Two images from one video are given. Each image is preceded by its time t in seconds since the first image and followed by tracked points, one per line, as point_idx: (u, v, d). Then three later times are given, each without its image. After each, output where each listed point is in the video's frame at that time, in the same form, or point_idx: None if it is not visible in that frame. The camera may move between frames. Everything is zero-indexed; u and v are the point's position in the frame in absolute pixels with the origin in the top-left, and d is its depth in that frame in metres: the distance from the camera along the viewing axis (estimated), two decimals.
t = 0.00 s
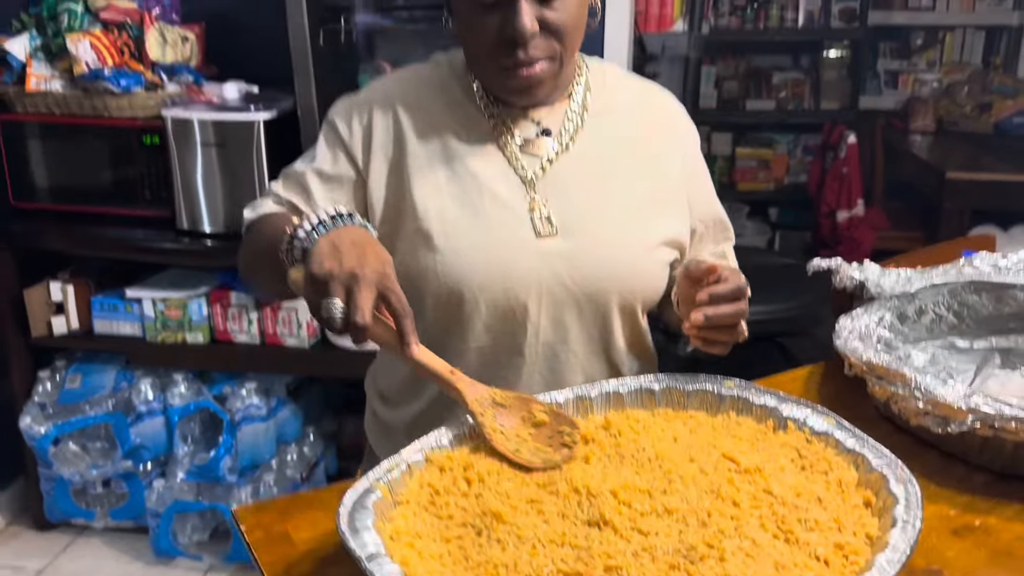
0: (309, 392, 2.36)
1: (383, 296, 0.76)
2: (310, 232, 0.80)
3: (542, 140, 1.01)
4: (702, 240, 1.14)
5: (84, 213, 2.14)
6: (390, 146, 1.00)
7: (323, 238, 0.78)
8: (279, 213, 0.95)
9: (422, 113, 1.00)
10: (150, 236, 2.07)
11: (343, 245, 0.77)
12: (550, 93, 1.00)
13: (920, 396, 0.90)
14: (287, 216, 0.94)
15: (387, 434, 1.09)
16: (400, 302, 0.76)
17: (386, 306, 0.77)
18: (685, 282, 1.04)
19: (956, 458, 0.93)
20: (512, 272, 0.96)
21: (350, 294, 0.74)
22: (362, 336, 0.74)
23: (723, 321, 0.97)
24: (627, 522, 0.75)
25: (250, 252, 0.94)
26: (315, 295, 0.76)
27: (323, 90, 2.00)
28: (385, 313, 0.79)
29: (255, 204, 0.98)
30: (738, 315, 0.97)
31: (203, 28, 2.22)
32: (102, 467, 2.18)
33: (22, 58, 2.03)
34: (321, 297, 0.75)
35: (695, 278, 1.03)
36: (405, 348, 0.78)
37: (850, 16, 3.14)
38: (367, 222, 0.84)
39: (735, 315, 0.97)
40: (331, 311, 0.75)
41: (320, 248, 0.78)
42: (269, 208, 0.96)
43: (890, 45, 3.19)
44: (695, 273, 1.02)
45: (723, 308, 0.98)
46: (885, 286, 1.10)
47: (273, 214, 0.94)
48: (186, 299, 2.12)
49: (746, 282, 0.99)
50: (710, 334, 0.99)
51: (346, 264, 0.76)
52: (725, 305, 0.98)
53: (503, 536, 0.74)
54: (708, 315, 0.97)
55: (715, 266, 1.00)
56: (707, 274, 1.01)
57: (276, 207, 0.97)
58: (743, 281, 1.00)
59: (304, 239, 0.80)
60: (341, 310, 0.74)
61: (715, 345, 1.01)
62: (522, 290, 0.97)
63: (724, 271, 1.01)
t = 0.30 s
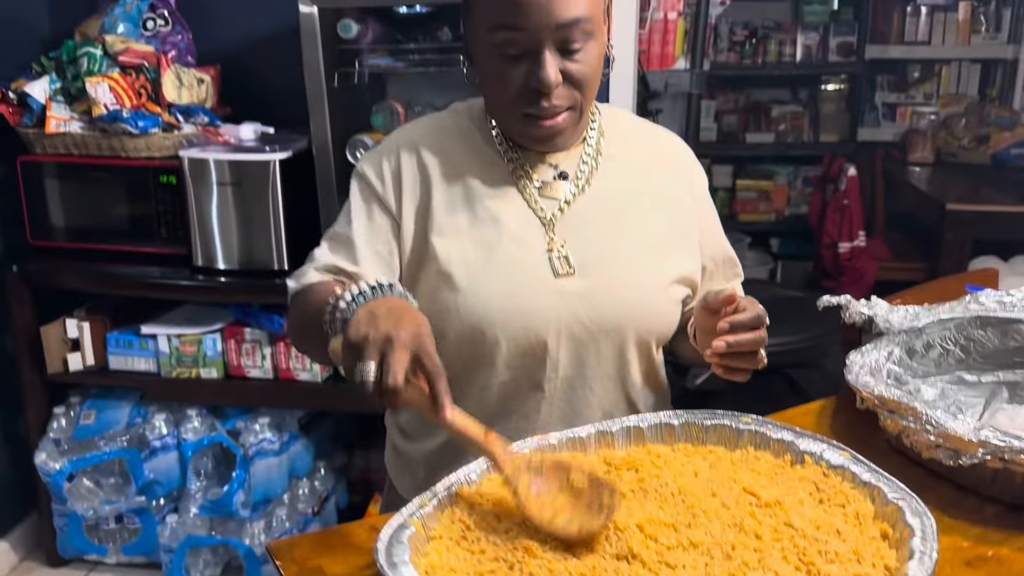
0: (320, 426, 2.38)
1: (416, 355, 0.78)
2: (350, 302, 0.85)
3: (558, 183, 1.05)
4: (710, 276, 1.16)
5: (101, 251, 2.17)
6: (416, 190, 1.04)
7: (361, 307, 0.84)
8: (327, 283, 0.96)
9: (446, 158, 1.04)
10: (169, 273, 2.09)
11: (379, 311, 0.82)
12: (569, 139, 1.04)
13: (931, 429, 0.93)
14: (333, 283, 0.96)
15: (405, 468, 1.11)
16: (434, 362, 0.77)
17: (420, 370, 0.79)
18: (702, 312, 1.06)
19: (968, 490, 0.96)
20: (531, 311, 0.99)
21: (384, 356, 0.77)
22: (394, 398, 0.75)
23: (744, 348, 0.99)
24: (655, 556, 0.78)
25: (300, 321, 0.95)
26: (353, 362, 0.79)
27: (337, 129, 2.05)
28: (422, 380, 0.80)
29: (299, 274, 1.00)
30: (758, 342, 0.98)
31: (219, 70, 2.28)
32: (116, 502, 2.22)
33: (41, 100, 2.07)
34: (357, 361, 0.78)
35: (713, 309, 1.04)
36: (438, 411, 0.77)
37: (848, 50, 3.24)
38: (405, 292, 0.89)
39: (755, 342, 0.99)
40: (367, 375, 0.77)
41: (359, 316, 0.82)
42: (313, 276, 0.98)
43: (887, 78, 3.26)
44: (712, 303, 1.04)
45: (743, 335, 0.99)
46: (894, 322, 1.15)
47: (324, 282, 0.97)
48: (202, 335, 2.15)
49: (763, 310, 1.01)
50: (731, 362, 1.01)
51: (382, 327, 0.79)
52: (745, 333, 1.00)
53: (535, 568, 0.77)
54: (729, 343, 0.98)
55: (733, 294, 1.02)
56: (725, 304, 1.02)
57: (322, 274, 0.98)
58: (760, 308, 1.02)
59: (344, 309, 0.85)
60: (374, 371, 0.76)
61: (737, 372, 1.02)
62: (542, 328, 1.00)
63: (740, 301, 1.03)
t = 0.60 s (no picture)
0: (324, 455, 2.38)
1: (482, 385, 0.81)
2: (399, 336, 0.86)
3: (567, 212, 1.06)
4: (716, 300, 1.17)
5: (108, 281, 2.19)
6: (427, 220, 1.05)
7: (413, 339, 0.85)
8: (342, 313, 1.00)
9: (456, 189, 1.05)
10: (177, 303, 2.10)
11: (438, 342, 0.83)
12: (581, 168, 1.06)
13: (944, 453, 0.93)
14: (352, 314, 1.00)
15: (413, 496, 1.11)
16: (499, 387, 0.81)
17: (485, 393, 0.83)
18: (723, 334, 1.05)
19: (980, 515, 0.96)
20: (548, 339, 1.00)
21: (455, 391, 0.79)
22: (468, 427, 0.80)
23: (774, 370, 0.99)
24: None
25: (326, 348, 1.00)
26: (419, 393, 0.81)
27: (343, 159, 2.07)
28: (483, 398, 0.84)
29: (311, 303, 1.03)
30: (787, 364, 0.99)
31: (226, 102, 2.30)
32: (120, 533, 2.18)
33: (50, 132, 2.09)
34: (426, 394, 0.80)
35: (736, 331, 1.03)
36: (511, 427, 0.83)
37: (845, 78, 3.34)
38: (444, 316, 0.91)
39: (784, 364, 0.99)
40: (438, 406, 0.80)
41: (414, 349, 0.83)
42: (327, 305, 1.02)
43: (885, 105, 3.32)
44: (737, 325, 1.02)
45: (771, 357, 0.99)
46: (902, 347, 1.14)
47: (340, 311, 1.01)
48: (207, 364, 2.15)
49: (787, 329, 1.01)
50: (760, 383, 1.01)
51: (447, 360, 0.81)
52: (773, 355, 1.00)
53: None
54: (761, 366, 0.98)
55: (760, 317, 1.01)
56: (751, 327, 1.01)
57: (335, 303, 1.02)
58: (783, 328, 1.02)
59: (394, 344, 0.86)
60: (446, 406, 0.79)
61: (765, 393, 1.03)
62: (558, 356, 1.01)
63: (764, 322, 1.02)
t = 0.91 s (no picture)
0: (323, 484, 2.36)
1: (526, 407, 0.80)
2: (430, 366, 0.84)
3: (563, 240, 1.06)
4: (715, 326, 1.17)
5: (107, 310, 2.18)
6: (426, 248, 1.05)
7: (448, 367, 0.83)
8: (359, 352, 0.99)
9: (455, 218, 1.06)
10: (173, 332, 2.09)
11: (475, 369, 0.82)
12: (579, 195, 1.06)
13: (948, 482, 0.92)
14: (371, 353, 0.99)
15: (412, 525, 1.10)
16: (543, 406, 0.80)
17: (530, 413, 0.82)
18: (717, 356, 1.04)
19: (985, 544, 0.94)
20: (542, 368, 1.00)
21: (501, 413, 0.78)
22: (514, 450, 0.79)
23: (766, 391, 0.98)
24: None
25: (345, 390, 0.98)
26: (461, 419, 0.80)
27: (343, 188, 2.08)
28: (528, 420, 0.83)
29: (327, 343, 1.01)
30: (779, 385, 0.98)
31: (226, 132, 2.32)
32: (116, 565, 2.18)
33: (51, 161, 2.10)
34: (469, 420, 0.79)
35: (730, 353, 1.02)
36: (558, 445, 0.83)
37: (841, 106, 3.30)
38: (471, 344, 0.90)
39: (777, 385, 0.98)
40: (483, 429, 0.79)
41: (450, 376, 0.82)
42: (343, 346, 1.00)
43: (881, 131, 3.30)
44: (730, 347, 1.02)
45: (763, 378, 0.99)
46: (903, 373, 1.13)
47: (356, 351, 0.99)
48: (205, 393, 2.14)
49: (781, 352, 1.00)
50: (752, 406, 1.00)
51: (491, 383, 0.80)
52: (765, 376, 0.99)
53: None
54: (752, 386, 0.98)
55: (752, 339, 1.00)
56: (743, 348, 1.01)
57: (352, 343, 1.00)
58: (778, 351, 1.02)
59: (425, 373, 0.84)
60: (492, 428, 0.78)
61: (758, 416, 1.02)
62: (553, 385, 1.01)
63: (759, 344, 1.02)
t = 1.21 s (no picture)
0: (320, 505, 2.33)
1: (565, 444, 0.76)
2: (467, 400, 0.79)
3: (562, 256, 1.05)
4: (712, 343, 1.15)
5: (103, 330, 2.17)
6: (426, 262, 1.02)
7: (484, 401, 0.79)
8: (377, 382, 0.94)
9: (455, 232, 1.04)
10: (168, 352, 2.07)
11: (512, 404, 0.78)
12: (575, 211, 1.05)
13: (953, 502, 0.90)
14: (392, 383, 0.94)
15: (411, 547, 1.08)
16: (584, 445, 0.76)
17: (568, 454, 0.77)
18: (716, 376, 1.03)
19: (992, 567, 0.92)
20: (544, 385, 0.99)
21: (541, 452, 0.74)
22: (552, 490, 0.74)
23: (766, 413, 0.96)
24: None
25: (361, 425, 0.92)
26: (498, 457, 0.74)
27: (340, 207, 2.07)
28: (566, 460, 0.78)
29: (342, 370, 0.96)
30: (779, 406, 0.96)
31: (224, 151, 2.32)
32: None
33: (47, 181, 2.11)
34: (507, 457, 0.74)
35: (729, 373, 1.01)
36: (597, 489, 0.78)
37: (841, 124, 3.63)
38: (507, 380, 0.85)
39: (777, 407, 0.96)
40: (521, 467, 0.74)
41: (488, 411, 0.77)
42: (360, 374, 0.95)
43: (880, 150, 3.76)
44: (729, 366, 1.00)
45: (763, 399, 0.97)
46: (906, 393, 1.10)
47: (375, 381, 0.94)
48: (201, 414, 2.12)
49: (782, 373, 0.99)
50: (752, 428, 0.98)
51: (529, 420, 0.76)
52: (765, 397, 0.97)
53: None
54: (751, 407, 0.96)
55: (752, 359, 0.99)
56: (742, 369, 0.99)
57: (370, 373, 0.95)
58: (778, 372, 1.00)
59: (462, 408, 0.79)
60: (531, 466, 0.73)
61: (758, 437, 1.00)
62: (555, 402, 0.99)
63: (759, 365, 1.00)
